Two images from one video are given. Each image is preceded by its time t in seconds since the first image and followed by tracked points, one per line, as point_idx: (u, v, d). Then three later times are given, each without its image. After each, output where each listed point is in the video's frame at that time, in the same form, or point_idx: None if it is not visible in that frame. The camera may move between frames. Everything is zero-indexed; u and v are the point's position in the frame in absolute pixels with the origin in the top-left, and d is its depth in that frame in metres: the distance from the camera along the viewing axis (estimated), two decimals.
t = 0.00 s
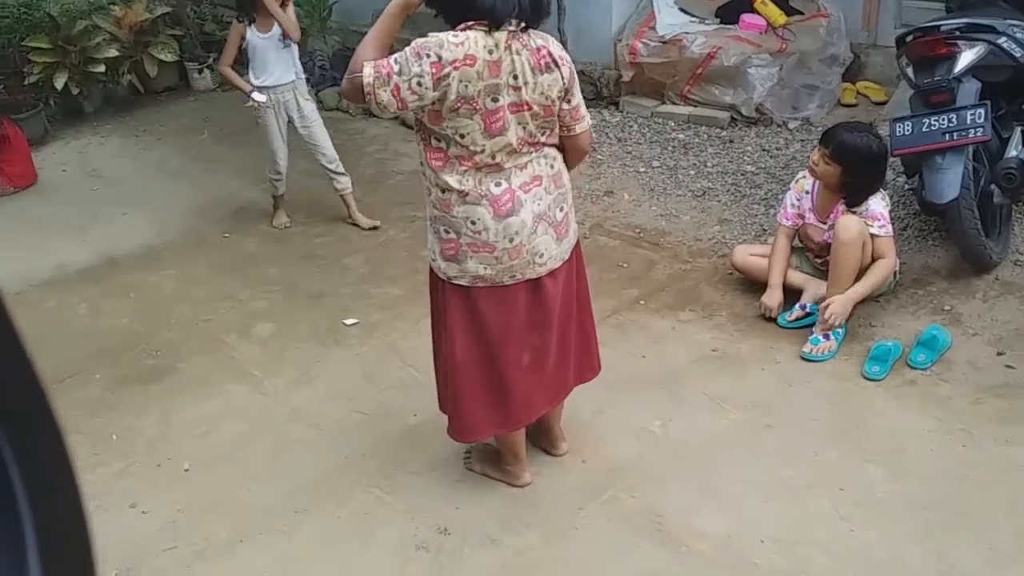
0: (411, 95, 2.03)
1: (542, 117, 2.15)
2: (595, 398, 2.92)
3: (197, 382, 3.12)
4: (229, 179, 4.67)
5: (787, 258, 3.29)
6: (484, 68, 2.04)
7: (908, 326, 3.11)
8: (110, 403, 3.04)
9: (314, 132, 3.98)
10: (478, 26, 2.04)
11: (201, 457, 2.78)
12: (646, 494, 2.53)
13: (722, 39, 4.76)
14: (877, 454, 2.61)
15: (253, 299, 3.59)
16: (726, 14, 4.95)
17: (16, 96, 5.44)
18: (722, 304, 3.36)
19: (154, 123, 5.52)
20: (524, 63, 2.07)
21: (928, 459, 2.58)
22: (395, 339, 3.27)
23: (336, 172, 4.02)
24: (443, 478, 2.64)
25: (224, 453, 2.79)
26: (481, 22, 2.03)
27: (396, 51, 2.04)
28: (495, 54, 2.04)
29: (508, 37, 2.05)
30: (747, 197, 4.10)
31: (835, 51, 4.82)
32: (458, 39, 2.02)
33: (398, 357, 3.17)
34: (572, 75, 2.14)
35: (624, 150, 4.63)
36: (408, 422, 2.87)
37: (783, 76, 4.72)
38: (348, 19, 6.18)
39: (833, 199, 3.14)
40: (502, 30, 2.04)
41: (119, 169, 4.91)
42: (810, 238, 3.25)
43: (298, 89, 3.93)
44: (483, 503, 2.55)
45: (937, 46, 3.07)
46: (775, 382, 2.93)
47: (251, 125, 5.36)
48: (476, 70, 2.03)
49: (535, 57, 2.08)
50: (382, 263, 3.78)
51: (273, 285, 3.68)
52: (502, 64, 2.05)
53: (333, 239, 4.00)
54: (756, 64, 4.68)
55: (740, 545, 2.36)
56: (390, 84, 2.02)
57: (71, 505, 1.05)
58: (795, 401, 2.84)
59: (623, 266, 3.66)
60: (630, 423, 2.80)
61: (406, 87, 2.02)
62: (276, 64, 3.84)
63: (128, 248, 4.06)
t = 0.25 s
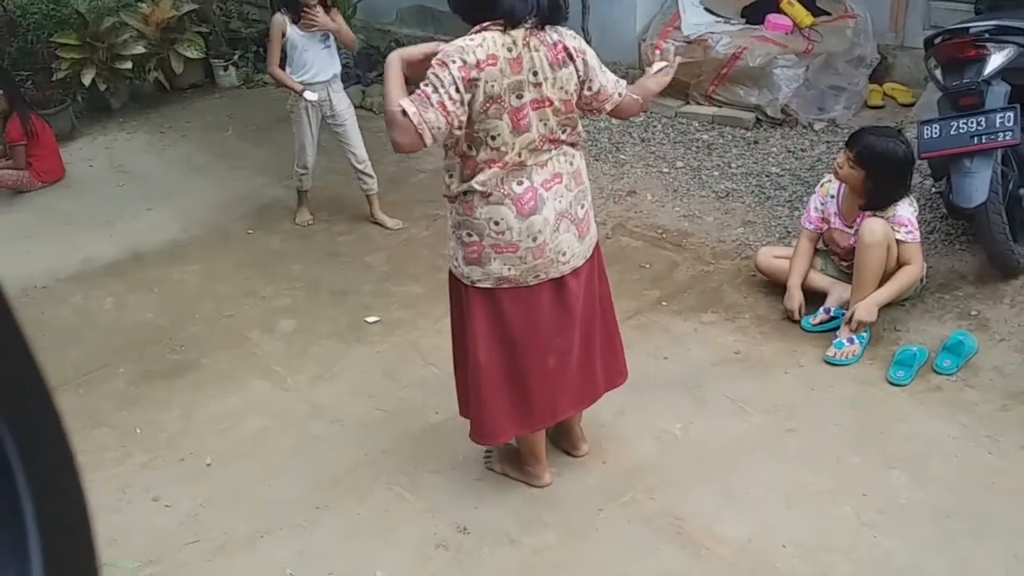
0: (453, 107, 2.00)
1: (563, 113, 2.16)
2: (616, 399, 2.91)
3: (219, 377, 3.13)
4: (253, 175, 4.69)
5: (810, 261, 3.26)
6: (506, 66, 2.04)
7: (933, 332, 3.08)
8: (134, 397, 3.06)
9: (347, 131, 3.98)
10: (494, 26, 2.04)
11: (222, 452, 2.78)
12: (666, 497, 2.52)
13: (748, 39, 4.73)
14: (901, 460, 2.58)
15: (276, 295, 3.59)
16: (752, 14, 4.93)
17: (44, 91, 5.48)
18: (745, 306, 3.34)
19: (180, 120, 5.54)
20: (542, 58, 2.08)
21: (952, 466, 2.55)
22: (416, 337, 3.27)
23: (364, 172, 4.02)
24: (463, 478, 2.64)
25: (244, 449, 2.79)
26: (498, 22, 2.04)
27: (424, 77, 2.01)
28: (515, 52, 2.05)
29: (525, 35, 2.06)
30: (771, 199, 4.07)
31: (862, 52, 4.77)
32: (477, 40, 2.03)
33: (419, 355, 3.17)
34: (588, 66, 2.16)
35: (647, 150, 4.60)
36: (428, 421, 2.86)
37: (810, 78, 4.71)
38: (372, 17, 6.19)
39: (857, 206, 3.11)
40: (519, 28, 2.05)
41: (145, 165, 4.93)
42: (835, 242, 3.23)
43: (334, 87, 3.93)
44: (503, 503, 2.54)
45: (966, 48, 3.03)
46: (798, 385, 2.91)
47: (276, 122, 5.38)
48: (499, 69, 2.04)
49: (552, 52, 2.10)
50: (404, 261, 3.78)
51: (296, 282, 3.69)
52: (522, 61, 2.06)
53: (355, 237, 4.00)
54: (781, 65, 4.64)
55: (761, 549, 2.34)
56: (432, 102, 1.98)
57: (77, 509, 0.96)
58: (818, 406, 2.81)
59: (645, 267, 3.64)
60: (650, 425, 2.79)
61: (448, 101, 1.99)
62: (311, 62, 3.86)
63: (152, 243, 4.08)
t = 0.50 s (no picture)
0: (484, 118, 1.98)
1: (573, 104, 2.15)
2: (627, 398, 2.90)
3: (232, 372, 3.13)
4: (266, 171, 4.69)
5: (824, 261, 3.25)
6: (513, 64, 2.03)
7: (948, 333, 3.06)
8: (147, 391, 3.07)
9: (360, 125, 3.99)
10: (497, 26, 2.03)
11: (235, 447, 2.79)
12: (678, 497, 2.51)
13: (763, 37, 4.71)
14: (913, 462, 2.57)
15: (288, 291, 3.60)
16: (767, 12, 4.94)
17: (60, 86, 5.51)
18: (759, 306, 3.33)
19: (194, 115, 5.56)
20: (548, 52, 2.07)
21: (965, 468, 2.54)
22: (428, 334, 3.27)
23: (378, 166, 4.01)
24: (474, 475, 2.64)
25: (256, 444, 2.80)
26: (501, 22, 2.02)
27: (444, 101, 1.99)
28: (519, 48, 2.03)
29: (528, 31, 2.05)
30: (785, 198, 4.05)
31: (878, 52, 4.75)
32: (482, 42, 2.01)
33: (430, 352, 3.17)
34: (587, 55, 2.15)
35: (660, 148, 4.59)
36: (439, 418, 2.86)
37: (825, 76, 4.67)
38: (386, 13, 6.19)
39: (873, 204, 3.10)
40: (521, 25, 2.04)
41: (159, 160, 4.95)
42: (848, 242, 3.21)
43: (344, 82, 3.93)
44: (515, 501, 2.53)
45: (983, 47, 3.04)
46: (811, 385, 2.89)
47: (289, 118, 5.38)
48: (508, 67, 2.02)
49: (557, 45, 2.09)
50: (417, 258, 3.78)
51: (308, 278, 3.69)
52: (527, 57, 2.04)
53: (367, 233, 4.00)
54: (796, 63, 4.62)
55: (771, 549, 2.33)
56: (465, 123, 1.97)
57: (76, 503, 1.10)
58: (831, 406, 2.80)
59: (658, 265, 3.63)
60: (662, 424, 2.78)
61: (478, 115, 1.98)
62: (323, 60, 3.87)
63: (166, 238, 4.09)
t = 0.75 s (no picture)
0: (454, 120, 2.03)
1: (570, 104, 2.14)
2: (639, 398, 2.89)
3: (245, 370, 3.14)
4: (280, 169, 4.70)
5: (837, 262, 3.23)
6: (501, 64, 2.02)
7: (962, 336, 3.04)
8: (160, 388, 3.08)
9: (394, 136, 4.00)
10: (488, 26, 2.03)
11: (246, 444, 2.79)
12: (689, 498, 2.50)
13: (777, 37, 4.69)
14: (926, 465, 2.55)
15: (301, 289, 3.60)
16: (782, 12, 4.92)
17: (75, 84, 5.53)
18: (771, 307, 3.31)
19: (208, 113, 5.58)
20: (545, 52, 2.06)
21: (979, 471, 2.52)
22: (440, 333, 3.27)
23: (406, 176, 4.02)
24: (485, 473, 2.64)
25: (268, 441, 2.80)
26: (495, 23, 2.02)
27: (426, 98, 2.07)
28: (511, 49, 2.02)
29: (521, 31, 2.04)
30: (799, 199, 4.03)
31: (893, 52, 4.72)
32: (470, 44, 2.02)
33: (442, 351, 3.17)
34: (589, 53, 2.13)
35: (673, 148, 4.58)
36: (450, 417, 2.86)
37: (839, 76, 4.65)
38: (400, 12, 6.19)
39: (887, 206, 3.08)
40: (514, 25, 2.03)
41: (173, 158, 4.97)
42: (862, 243, 3.19)
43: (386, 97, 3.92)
44: (525, 500, 2.53)
45: (999, 49, 3.05)
46: (824, 387, 2.88)
47: (303, 116, 5.39)
48: (495, 68, 2.02)
49: (556, 45, 2.07)
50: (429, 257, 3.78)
51: (321, 276, 3.70)
52: (518, 57, 2.03)
53: (380, 232, 4.01)
54: (811, 63, 4.61)
55: (783, 552, 2.32)
56: (432, 125, 2.05)
57: (77, 502, 1.00)
58: (845, 408, 2.79)
59: (670, 265, 3.62)
60: (673, 425, 2.77)
61: (449, 119, 2.04)
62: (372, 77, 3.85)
63: (180, 235, 4.10)
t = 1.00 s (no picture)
0: (451, 104, 2.08)
1: (560, 91, 2.13)
2: (647, 397, 2.86)
3: (251, 366, 3.11)
4: (288, 164, 4.67)
5: (850, 261, 3.19)
6: (491, 51, 2.07)
7: (978, 337, 2.99)
8: (165, 384, 3.05)
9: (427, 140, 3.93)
10: (482, 18, 2.08)
11: (251, 442, 2.76)
12: (698, 498, 2.46)
13: (791, 33, 4.65)
14: (939, 467, 2.51)
15: (308, 286, 3.57)
16: (794, 9, 4.89)
17: (83, 78, 5.51)
18: (783, 306, 3.27)
19: (216, 108, 5.55)
20: (534, 41, 2.07)
21: (993, 473, 2.48)
22: (447, 331, 3.24)
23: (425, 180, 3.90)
24: (492, 473, 2.60)
25: (272, 439, 2.77)
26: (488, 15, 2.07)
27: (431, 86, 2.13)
28: (501, 37, 2.07)
29: (512, 21, 2.07)
30: (812, 197, 3.98)
31: (907, 49, 4.66)
32: (464, 33, 2.08)
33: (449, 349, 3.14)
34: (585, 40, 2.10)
35: (684, 145, 4.53)
36: (456, 416, 2.82)
37: (853, 73, 4.59)
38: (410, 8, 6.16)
39: (901, 205, 3.04)
40: (505, 16, 2.07)
41: (181, 153, 4.94)
42: (876, 243, 3.15)
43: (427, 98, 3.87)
44: (532, 499, 2.50)
45: (1015, 45, 3.00)
46: (835, 388, 2.84)
47: (311, 111, 5.37)
48: (485, 54, 2.07)
49: (544, 36, 2.08)
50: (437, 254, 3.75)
51: (327, 272, 3.67)
52: (508, 43, 2.07)
53: (387, 228, 3.97)
54: (825, 60, 4.56)
55: (793, 553, 2.28)
56: (432, 108, 2.09)
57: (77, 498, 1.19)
58: (857, 409, 2.74)
59: (681, 264, 3.58)
60: (682, 425, 2.73)
61: (446, 102, 2.08)
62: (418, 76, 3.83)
63: (186, 231, 4.08)
